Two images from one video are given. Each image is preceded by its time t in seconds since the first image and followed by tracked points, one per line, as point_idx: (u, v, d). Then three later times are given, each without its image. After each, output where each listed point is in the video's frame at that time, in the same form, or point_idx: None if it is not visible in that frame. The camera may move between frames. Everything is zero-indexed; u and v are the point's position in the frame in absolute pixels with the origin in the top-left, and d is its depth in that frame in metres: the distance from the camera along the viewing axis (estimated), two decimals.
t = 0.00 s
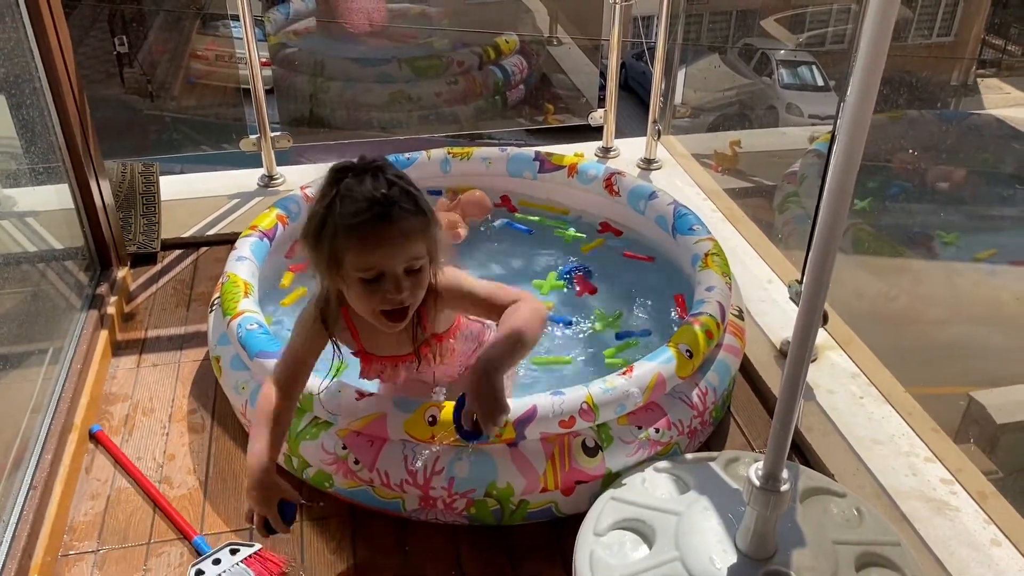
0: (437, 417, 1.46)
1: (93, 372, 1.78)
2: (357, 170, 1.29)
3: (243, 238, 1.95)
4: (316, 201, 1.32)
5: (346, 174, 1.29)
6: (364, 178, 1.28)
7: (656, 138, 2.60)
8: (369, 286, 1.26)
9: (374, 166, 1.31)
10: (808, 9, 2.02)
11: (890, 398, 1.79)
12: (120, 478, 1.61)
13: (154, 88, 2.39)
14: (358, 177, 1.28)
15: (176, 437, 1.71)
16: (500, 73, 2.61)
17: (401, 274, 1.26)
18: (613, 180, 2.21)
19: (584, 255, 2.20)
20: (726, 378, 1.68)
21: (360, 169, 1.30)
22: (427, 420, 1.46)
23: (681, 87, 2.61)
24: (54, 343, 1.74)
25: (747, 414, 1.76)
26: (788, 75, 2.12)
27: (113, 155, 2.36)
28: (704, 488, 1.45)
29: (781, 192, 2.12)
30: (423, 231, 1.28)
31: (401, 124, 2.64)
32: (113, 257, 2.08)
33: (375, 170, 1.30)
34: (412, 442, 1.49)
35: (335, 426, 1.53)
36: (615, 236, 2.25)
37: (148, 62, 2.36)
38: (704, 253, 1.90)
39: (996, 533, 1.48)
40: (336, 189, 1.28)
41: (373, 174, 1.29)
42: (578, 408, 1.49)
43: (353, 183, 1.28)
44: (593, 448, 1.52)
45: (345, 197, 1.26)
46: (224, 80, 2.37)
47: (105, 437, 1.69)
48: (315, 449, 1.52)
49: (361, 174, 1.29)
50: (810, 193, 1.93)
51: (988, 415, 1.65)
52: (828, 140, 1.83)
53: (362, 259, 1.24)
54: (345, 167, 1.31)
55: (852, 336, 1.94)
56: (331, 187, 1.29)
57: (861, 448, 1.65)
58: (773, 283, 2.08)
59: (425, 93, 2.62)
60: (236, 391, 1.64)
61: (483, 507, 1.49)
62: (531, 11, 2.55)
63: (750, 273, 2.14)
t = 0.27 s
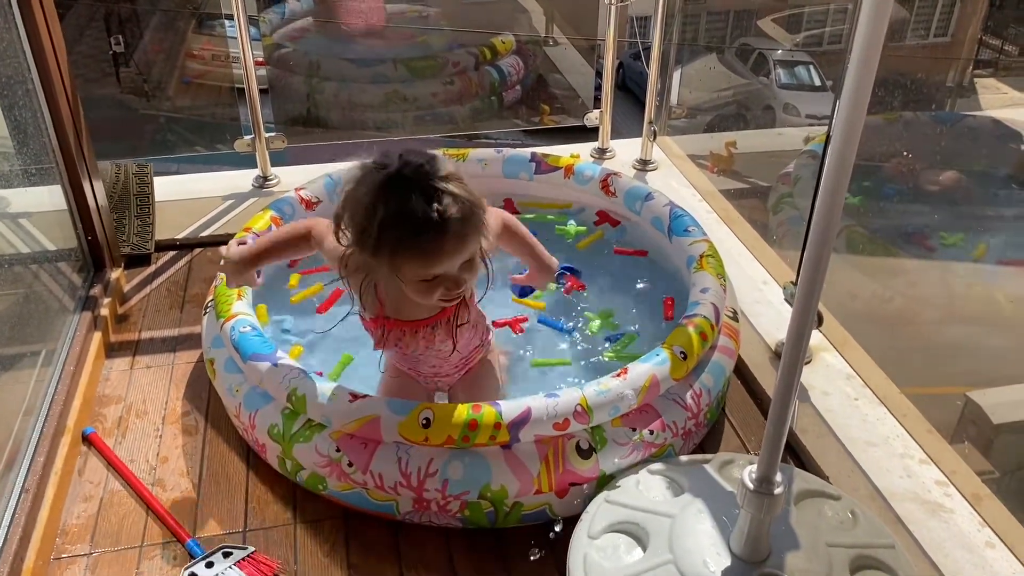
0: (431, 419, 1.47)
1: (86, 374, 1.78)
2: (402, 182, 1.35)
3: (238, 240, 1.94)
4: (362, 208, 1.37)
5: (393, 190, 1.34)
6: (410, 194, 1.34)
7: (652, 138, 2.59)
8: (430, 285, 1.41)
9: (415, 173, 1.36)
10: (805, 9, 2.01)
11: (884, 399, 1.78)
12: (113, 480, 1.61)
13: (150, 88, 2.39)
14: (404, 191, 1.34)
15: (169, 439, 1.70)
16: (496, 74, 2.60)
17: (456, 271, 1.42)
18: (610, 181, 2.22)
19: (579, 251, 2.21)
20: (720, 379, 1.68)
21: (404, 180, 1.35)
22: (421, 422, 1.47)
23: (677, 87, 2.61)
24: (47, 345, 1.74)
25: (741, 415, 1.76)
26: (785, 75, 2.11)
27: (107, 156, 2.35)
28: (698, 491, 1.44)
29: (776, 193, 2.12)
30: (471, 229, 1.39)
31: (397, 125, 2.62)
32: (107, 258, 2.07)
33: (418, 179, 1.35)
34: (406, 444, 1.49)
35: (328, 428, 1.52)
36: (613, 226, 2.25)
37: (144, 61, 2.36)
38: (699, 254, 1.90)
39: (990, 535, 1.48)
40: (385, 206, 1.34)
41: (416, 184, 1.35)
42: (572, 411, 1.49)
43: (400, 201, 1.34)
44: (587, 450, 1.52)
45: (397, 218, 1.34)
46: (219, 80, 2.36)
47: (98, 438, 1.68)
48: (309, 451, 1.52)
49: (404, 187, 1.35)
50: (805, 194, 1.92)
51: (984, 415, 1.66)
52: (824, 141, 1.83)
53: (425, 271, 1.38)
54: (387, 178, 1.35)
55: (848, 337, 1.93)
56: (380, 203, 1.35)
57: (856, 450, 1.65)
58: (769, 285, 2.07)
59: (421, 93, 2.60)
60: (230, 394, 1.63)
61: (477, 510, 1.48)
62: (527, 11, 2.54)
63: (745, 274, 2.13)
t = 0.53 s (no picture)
0: (429, 416, 1.46)
1: (82, 371, 1.77)
2: (448, 183, 1.40)
3: (235, 237, 1.93)
4: (406, 203, 1.43)
5: (439, 189, 1.40)
6: (454, 195, 1.39)
7: (650, 136, 2.59)
8: (455, 287, 1.43)
9: (464, 179, 1.41)
10: (803, 8, 2.01)
11: (882, 396, 1.77)
12: (109, 478, 1.60)
13: (147, 87, 2.38)
14: (450, 192, 1.40)
15: (165, 437, 1.70)
16: (495, 72, 2.59)
17: (484, 280, 1.43)
18: (607, 179, 2.21)
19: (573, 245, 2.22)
20: (718, 377, 1.67)
21: (452, 182, 1.41)
22: (419, 420, 1.46)
23: (675, 86, 2.60)
24: (42, 343, 1.73)
25: (739, 412, 1.75)
26: (783, 73, 2.11)
27: (104, 153, 2.34)
28: (696, 489, 1.44)
29: (774, 190, 2.12)
30: (506, 243, 1.41)
31: (395, 123, 2.62)
32: (103, 256, 2.06)
33: (466, 185, 1.41)
34: (403, 441, 1.49)
35: (325, 425, 1.52)
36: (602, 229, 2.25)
37: (141, 60, 2.34)
38: (696, 252, 1.89)
39: (989, 533, 1.48)
40: (427, 203, 1.40)
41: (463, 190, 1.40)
42: (570, 408, 1.49)
43: (443, 200, 1.39)
44: (585, 448, 1.52)
45: (435, 217, 1.38)
46: (217, 79, 2.35)
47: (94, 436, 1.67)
48: (306, 448, 1.51)
49: (450, 188, 1.40)
50: (803, 192, 1.92)
51: (982, 415, 1.67)
52: (822, 139, 1.83)
53: (452, 272, 1.40)
54: (436, 179, 1.41)
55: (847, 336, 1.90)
56: (425, 200, 1.40)
57: (854, 447, 1.65)
58: (767, 283, 2.07)
59: (419, 90, 2.61)
60: (226, 391, 1.63)
61: (474, 507, 1.48)
62: (526, 10, 2.54)
63: (743, 272, 2.13)
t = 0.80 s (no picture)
0: (426, 415, 1.46)
1: (79, 370, 1.77)
2: (480, 209, 1.35)
3: (232, 236, 1.92)
4: (433, 225, 1.38)
5: (470, 216, 1.34)
6: (482, 221, 1.33)
7: (648, 135, 2.61)
8: (468, 322, 1.33)
9: (498, 207, 1.36)
10: (801, 6, 2.01)
11: (880, 395, 1.80)
12: (106, 477, 1.60)
13: (145, 84, 2.36)
14: (480, 217, 1.34)
15: (162, 435, 1.69)
16: (492, 70, 2.58)
17: (499, 318, 1.32)
18: (605, 177, 2.21)
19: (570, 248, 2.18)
20: (716, 376, 1.67)
21: (485, 210, 1.35)
22: (416, 418, 1.46)
23: (673, 84, 2.60)
24: (39, 342, 1.72)
25: (737, 412, 1.75)
26: (781, 72, 2.11)
27: (101, 151, 2.33)
28: (693, 488, 1.44)
29: (772, 189, 2.12)
30: (530, 282, 1.32)
31: (393, 121, 2.61)
32: (100, 254, 2.06)
33: (498, 213, 1.35)
34: (400, 439, 1.49)
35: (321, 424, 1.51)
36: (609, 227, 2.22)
37: (139, 57, 2.33)
38: (694, 250, 1.89)
39: (986, 532, 1.48)
40: (454, 225, 1.34)
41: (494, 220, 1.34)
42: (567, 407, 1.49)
43: (471, 226, 1.33)
44: (582, 446, 1.52)
45: (460, 241, 1.32)
46: (213, 76, 2.35)
47: (90, 435, 1.67)
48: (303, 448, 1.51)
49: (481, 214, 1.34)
50: (801, 191, 1.92)
51: (980, 414, 1.65)
52: (820, 138, 1.83)
53: (467, 303, 1.30)
54: (469, 204, 1.36)
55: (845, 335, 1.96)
56: (452, 224, 1.34)
57: (851, 446, 1.65)
58: (764, 281, 2.07)
59: (417, 89, 2.58)
60: (223, 390, 1.63)
61: (471, 507, 1.47)
62: (524, 8, 2.53)
63: (741, 271, 2.13)
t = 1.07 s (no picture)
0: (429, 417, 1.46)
1: (81, 362, 1.77)
2: (493, 345, 1.11)
3: (236, 227, 1.92)
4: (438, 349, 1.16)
5: (486, 361, 1.09)
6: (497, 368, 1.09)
7: (650, 128, 2.59)
8: (477, 473, 1.13)
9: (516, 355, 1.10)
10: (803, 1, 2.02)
11: (883, 389, 1.80)
12: (108, 469, 1.60)
13: (145, 79, 2.38)
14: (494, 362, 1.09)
15: (165, 428, 1.69)
16: (493, 64, 2.59)
17: (514, 470, 1.12)
18: (606, 170, 2.21)
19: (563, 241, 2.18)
20: (715, 369, 1.67)
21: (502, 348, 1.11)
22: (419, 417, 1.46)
23: (675, 78, 2.59)
24: (41, 334, 1.73)
25: (737, 404, 1.75)
26: (782, 67, 2.11)
27: (102, 144, 2.33)
28: (695, 480, 1.45)
29: (774, 183, 2.12)
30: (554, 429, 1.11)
31: (393, 115, 2.62)
32: (101, 247, 2.06)
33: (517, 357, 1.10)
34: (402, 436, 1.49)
35: (327, 419, 1.51)
36: (604, 227, 2.21)
37: (139, 51, 2.35)
38: (694, 244, 1.89)
39: (987, 524, 1.48)
40: (457, 358, 1.10)
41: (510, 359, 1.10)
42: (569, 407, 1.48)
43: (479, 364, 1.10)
44: (584, 445, 1.52)
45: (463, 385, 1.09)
46: (213, 71, 2.35)
47: (92, 427, 1.67)
48: (307, 442, 1.51)
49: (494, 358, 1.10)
50: (803, 184, 1.92)
51: (979, 407, 1.65)
52: (822, 132, 1.83)
53: (476, 461, 1.09)
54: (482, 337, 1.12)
55: (845, 328, 1.99)
56: (460, 365, 1.09)
57: (853, 439, 1.65)
58: (766, 275, 2.07)
59: (418, 82, 2.60)
60: (228, 381, 1.63)
61: (474, 504, 1.48)
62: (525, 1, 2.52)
63: (743, 265, 2.13)
